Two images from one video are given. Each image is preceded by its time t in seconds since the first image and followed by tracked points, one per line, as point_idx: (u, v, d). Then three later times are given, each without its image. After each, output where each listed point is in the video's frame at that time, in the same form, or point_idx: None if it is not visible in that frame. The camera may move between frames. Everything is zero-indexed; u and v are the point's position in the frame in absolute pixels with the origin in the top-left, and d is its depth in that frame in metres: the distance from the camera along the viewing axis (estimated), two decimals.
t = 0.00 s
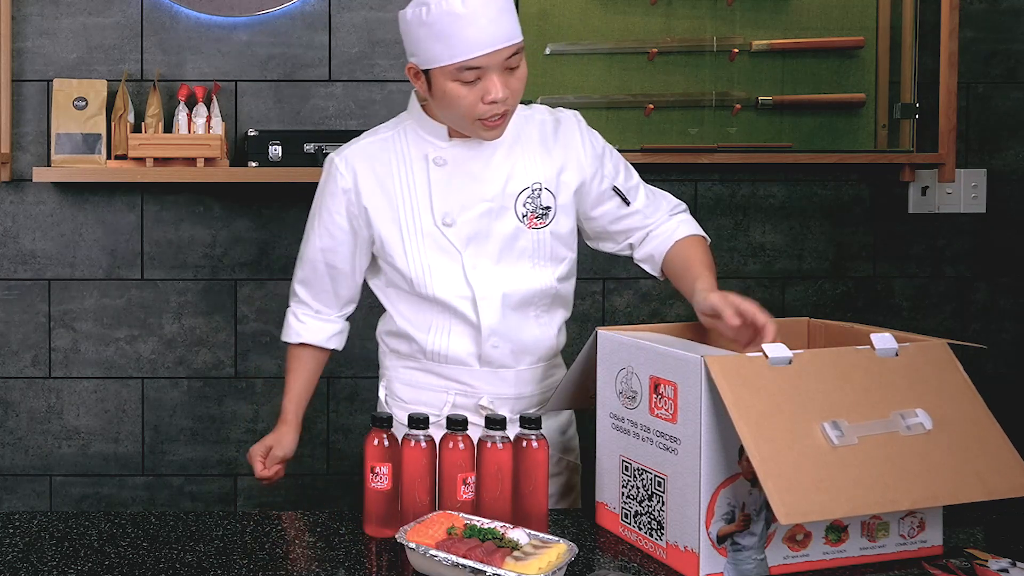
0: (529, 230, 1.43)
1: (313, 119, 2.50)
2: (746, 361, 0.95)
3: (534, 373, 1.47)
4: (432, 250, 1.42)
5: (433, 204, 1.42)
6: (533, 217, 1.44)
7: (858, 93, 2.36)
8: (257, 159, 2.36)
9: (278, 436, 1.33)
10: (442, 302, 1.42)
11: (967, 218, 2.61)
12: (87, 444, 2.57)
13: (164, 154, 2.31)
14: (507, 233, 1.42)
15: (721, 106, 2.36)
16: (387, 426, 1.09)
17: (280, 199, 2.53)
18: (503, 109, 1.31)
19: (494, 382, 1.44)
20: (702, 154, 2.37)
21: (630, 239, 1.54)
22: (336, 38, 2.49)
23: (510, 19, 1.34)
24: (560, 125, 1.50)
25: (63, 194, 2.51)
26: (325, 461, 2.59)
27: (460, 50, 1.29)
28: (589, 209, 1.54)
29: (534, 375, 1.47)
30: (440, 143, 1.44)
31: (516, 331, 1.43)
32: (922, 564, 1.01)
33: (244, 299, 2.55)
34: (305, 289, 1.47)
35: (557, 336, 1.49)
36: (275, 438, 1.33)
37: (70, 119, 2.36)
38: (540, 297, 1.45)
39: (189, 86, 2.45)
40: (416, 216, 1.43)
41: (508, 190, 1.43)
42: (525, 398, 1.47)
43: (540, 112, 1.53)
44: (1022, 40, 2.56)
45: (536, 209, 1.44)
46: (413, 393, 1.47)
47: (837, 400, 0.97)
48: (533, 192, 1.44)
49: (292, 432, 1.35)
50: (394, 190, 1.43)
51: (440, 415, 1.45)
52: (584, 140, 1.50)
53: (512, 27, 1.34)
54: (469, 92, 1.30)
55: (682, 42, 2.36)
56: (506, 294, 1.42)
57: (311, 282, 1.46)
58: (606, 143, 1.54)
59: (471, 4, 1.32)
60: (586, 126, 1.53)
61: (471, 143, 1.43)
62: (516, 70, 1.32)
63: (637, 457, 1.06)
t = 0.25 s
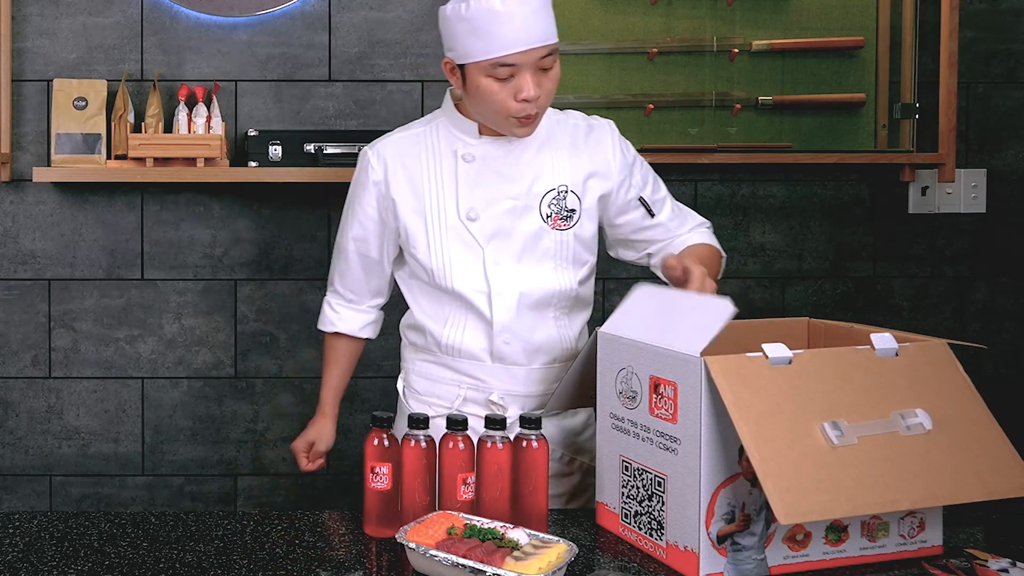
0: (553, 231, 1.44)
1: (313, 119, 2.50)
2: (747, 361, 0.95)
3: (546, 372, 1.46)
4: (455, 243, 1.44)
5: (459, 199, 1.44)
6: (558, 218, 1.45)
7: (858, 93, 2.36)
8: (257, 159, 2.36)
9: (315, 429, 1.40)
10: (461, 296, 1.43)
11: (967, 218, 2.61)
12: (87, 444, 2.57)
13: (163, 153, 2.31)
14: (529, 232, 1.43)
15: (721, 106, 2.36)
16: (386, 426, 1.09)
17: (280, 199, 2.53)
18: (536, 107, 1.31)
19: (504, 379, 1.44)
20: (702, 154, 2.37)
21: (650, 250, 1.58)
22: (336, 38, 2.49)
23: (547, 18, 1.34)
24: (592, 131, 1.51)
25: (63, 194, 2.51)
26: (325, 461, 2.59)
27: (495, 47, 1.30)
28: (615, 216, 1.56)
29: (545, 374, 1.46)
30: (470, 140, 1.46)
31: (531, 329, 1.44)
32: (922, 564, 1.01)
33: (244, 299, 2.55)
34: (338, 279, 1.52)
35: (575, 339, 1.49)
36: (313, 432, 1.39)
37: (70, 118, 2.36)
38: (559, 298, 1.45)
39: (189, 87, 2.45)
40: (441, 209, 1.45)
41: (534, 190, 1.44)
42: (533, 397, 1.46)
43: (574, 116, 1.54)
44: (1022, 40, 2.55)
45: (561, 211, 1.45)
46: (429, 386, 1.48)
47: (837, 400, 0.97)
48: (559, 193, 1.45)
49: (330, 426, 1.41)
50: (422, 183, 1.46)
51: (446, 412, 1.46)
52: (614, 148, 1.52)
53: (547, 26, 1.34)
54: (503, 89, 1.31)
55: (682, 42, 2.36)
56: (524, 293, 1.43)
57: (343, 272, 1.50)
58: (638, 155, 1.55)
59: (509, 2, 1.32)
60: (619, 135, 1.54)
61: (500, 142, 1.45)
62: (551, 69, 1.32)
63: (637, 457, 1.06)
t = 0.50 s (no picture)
0: (560, 231, 1.44)
1: (313, 119, 2.50)
2: (747, 361, 0.95)
3: (545, 371, 1.47)
4: (460, 239, 1.45)
5: (466, 195, 1.46)
6: (565, 219, 1.45)
7: (858, 93, 2.36)
8: (257, 159, 2.36)
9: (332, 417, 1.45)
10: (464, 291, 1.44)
11: (967, 218, 2.61)
12: (87, 444, 2.57)
13: (163, 154, 2.31)
14: (535, 231, 1.44)
15: (721, 106, 2.36)
16: (386, 426, 1.09)
17: (280, 199, 2.53)
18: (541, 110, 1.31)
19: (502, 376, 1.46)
20: (702, 154, 2.37)
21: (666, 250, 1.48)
22: (336, 38, 2.49)
23: (558, 24, 1.34)
24: (609, 132, 1.50)
25: (63, 194, 2.51)
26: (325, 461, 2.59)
27: (503, 50, 1.31)
28: (622, 217, 1.51)
29: (544, 373, 1.47)
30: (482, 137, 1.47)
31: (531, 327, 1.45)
32: (922, 564, 1.01)
33: (244, 299, 2.55)
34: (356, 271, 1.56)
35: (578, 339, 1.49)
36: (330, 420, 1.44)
37: (70, 118, 2.36)
38: (562, 298, 1.45)
39: (189, 87, 2.45)
40: (449, 204, 1.47)
41: (543, 189, 1.45)
42: (534, 394, 1.47)
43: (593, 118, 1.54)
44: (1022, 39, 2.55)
45: (569, 211, 1.45)
46: (433, 381, 1.50)
47: (837, 400, 0.97)
48: (567, 194, 1.45)
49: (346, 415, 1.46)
50: (435, 178, 1.48)
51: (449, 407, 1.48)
52: (630, 150, 1.49)
53: (559, 31, 1.34)
54: (510, 91, 1.32)
55: (682, 42, 2.36)
56: (525, 291, 1.43)
57: (361, 265, 1.55)
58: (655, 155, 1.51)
59: (519, 5, 1.32)
60: (638, 137, 1.52)
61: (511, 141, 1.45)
62: (560, 74, 1.31)
63: (637, 457, 1.06)
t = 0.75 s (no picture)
0: (555, 231, 1.44)
1: (313, 119, 2.50)
2: (745, 361, 0.96)
3: (538, 372, 1.46)
4: (458, 236, 1.48)
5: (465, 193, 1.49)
6: (561, 219, 1.44)
7: (859, 93, 2.36)
8: (257, 159, 2.36)
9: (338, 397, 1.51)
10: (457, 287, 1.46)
11: (967, 218, 2.61)
12: (87, 444, 2.57)
13: (163, 154, 2.31)
14: (530, 230, 1.44)
15: (721, 106, 2.36)
16: (387, 426, 1.09)
17: (280, 199, 2.53)
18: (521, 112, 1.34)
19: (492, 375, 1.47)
20: (702, 154, 2.37)
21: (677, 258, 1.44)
22: (336, 38, 2.49)
23: (535, 25, 1.35)
24: (615, 134, 1.49)
25: (63, 194, 2.51)
26: (324, 461, 2.59)
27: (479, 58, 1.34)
28: (628, 221, 1.47)
29: (536, 374, 1.46)
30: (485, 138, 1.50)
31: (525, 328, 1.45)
32: (922, 564, 1.01)
33: (244, 299, 2.55)
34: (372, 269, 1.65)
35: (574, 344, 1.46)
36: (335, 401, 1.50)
37: (70, 118, 2.36)
38: (555, 299, 1.44)
39: (189, 87, 2.45)
40: (449, 203, 1.50)
41: (540, 188, 1.45)
42: (526, 394, 1.47)
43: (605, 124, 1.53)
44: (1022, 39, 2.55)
45: (565, 212, 1.44)
46: (432, 378, 1.53)
47: (837, 400, 0.97)
48: (565, 194, 1.45)
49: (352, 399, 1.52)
50: (439, 178, 1.52)
51: (447, 404, 1.50)
52: (636, 151, 1.46)
53: (536, 33, 1.35)
54: (489, 96, 1.34)
55: (682, 42, 2.36)
56: (517, 290, 1.43)
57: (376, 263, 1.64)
58: (665, 158, 1.47)
59: (494, 10, 1.35)
60: (648, 139, 1.50)
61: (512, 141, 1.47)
62: (537, 76, 1.34)
63: (637, 457, 1.06)
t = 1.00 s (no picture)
0: (551, 233, 1.43)
1: (313, 119, 2.50)
2: (744, 361, 0.96)
3: (533, 371, 1.46)
4: (457, 237, 1.48)
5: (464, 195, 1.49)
6: (557, 220, 1.44)
7: (859, 93, 2.36)
8: (257, 159, 2.36)
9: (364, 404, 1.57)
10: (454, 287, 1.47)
11: (967, 218, 2.61)
12: (87, 444, 2.57)
13: (163, 153, 2.31)
14: (526, 230, 1.44)
15: (721, 106, 2.36)
16: (387, 426, 1.09)
17: (280, 199, 2.53)
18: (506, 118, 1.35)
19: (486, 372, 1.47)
20: (702, 154, 2.37)
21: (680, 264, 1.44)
22: (336, 38, 2.49)
23: (522, 30, 1.36)
24: (616, 136, 1.48)
25: (63, 194, 2.51)
26: (324, 461, 2.59)
27: (464, 62, 1.35)
28: (629, 225, 1.47)
29: (532, 373, 1.46)
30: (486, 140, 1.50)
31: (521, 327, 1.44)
32: (922, 564, 1.01)
33: (244, 299, 2.55)
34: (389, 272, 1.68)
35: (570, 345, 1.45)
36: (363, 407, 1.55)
37: (70, 118, 2.36)
38: (551, 300, 1.44)
39: (189, 87, 2.45)
40: (449, 204, 1.51)
41: (537, 190, 1.45)
42: (522, 393, 1.46)
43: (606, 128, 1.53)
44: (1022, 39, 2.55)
45: (561, 213, 1.44)
46: (431, 376, 1.54)
47: (837, 400, 0.97)
48: (562, 196, 1.45)
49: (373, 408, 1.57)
50: (441, 178, 1.54)
51: (443, 400, 1.51)
52: (635, 154, 1.46)
53: (521, 37, 1.35)
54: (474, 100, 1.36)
55: (682, 42, 2.36)
56: (512, 289, 1.43)
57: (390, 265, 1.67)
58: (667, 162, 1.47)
59: (482, 15, 1.36)
60: (650, 142, 1.49)
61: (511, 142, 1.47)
62: (522, 81, 1.35)
63: (637, 457, 1.06)
